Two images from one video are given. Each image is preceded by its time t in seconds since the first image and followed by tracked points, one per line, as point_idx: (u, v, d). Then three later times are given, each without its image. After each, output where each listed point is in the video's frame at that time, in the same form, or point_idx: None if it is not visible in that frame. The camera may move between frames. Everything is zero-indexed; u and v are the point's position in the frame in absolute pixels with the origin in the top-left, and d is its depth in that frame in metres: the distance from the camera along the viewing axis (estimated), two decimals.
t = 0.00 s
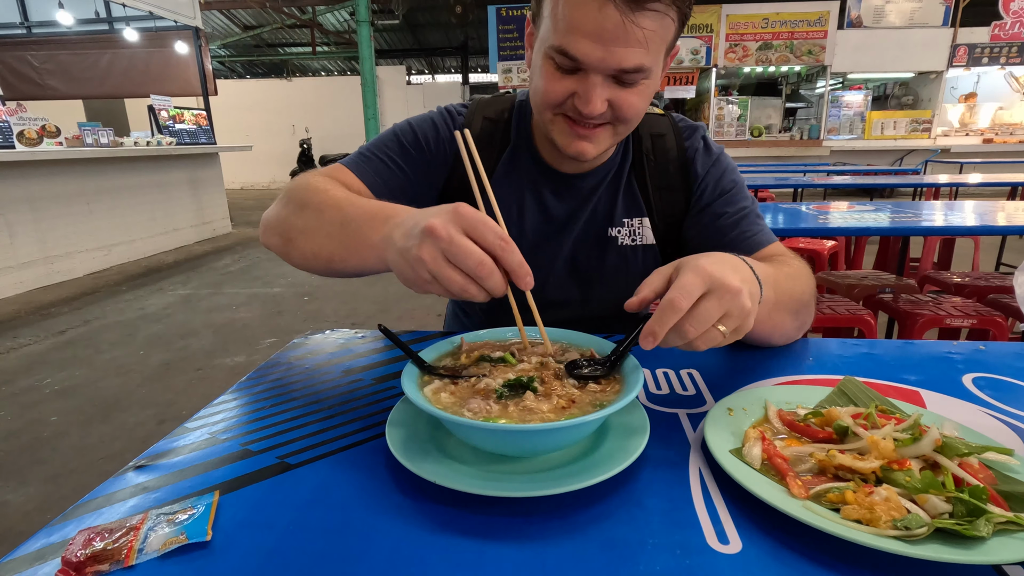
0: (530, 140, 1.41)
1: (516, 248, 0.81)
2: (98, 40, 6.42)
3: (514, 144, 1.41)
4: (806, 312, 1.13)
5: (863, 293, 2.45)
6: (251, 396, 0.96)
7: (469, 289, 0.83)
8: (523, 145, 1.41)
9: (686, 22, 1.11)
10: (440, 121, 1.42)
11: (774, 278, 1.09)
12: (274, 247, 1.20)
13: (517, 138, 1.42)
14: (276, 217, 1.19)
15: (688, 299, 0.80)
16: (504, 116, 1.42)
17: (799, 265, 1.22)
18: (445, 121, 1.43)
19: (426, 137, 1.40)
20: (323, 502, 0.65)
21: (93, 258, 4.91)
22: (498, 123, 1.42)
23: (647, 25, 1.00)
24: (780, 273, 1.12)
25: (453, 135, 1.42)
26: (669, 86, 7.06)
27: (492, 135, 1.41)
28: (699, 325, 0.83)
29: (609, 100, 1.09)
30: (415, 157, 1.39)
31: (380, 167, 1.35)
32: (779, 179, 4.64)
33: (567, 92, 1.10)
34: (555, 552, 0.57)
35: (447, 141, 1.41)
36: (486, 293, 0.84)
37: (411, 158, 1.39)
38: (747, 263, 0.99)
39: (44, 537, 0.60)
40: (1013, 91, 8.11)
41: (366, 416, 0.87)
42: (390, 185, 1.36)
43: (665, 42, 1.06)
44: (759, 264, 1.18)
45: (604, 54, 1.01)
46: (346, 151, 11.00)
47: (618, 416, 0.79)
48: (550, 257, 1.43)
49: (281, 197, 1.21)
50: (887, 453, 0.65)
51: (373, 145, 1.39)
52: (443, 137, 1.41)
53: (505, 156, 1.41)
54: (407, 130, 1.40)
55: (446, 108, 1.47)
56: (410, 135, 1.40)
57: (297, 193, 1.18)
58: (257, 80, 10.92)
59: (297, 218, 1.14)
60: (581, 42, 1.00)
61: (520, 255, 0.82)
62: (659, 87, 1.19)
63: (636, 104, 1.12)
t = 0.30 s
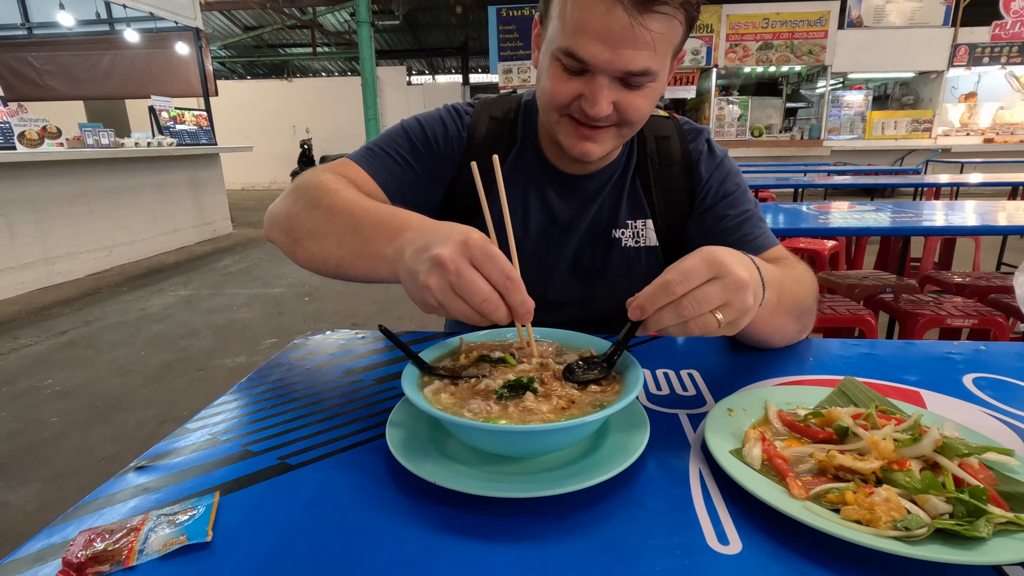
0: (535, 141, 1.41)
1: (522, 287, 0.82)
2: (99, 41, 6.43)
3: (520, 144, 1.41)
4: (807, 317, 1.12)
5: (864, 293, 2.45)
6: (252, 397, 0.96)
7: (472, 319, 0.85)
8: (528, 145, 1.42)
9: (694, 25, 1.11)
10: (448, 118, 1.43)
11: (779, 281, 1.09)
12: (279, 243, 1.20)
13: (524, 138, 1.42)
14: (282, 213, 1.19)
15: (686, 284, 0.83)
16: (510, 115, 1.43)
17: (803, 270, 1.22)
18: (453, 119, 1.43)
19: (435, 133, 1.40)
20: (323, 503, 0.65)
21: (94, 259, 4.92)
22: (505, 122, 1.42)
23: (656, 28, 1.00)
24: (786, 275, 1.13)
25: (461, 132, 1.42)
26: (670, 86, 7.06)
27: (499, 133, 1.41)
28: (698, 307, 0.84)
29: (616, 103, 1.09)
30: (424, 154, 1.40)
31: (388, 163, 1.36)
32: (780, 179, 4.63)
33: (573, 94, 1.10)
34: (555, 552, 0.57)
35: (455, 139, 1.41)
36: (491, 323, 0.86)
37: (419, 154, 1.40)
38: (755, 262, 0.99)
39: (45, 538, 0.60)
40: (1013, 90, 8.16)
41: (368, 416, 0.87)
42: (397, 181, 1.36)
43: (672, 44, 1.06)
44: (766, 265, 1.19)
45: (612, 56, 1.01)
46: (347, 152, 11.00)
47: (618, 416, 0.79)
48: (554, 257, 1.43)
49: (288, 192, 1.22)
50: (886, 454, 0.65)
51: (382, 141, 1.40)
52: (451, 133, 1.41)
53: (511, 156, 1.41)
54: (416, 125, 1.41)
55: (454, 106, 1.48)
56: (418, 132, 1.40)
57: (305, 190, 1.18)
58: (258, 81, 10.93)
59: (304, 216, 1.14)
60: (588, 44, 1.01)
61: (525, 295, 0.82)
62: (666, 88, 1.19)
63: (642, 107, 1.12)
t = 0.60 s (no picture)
0: (537, 141, 1.40)
1: (480, 299, 0.77)
2: (99, 42, 6.43)
3: (522, 144, 1.41)
4: (808, 312, 1.12)
5: (865, 293, 2.44)
6: (252, 399, 0.95)
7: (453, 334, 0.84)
8: (530, 145, 1.41)
9: (696, 24, 1.10)
10: (450, 118, 1.42)
11: (775, 274, 1.09)
12: (282, 249, 1.21)
13: (525, 138, 1.41)
14: (284, 221, 1.19)
15: (685, 254, 0.84)
16: (512, 115, 1.42)
17: (804, 267, 1.22)
18: (455, 119, 1.43)
19: (437, 134, 1.40)
20: (323, 507, 0.65)
21: (95, 260, 4.92)
22: (507, 122, 1.41)
23: (658, 26, 0.99)
24: (781, 269, 1.13)
25: (463, 132, 1.42)
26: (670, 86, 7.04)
27: (501, 133, 1.40)
28: (702, 273, 0.84)
29: (617, 102, 1.09)
30: (426, 155, 1.39)
31: (392, 165, 1.36)
32: (781, 179, 4.62)
33: (574, 93, 1.10)
34: (556, 556, 0.57)
35: (457, 139, 1.41)
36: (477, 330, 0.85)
37: (421, 155, 1.39)
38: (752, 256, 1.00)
39: (43, 542, 0.60)
40: (1013, 89, 8.14)
41: (368, 419, 0.87)
42: (401, 183, 1.36)
43: (674, 44, 1.05)
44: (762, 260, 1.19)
45: (614, 55, 1.01)
46: (347, 152, 11.01)
47: (619, 419, 0.79)
48: (556, 257, 1.42)
49: (288, 202, 1.21)
50: (890, 457, 0.65)
51: (385, 143, 1.39)
52: (453, 133, 1.41)
53: (513, 156, 1.40)
54: (417, 126, 1.40)
55: (456, 106, 1.47)
56: (420, 133, 1.40)
57: (304, 197, 1.18)
58: (258, 82, 10.93)
59: (303, 224, 1.14)
60: (590, 42, 1.00)
61: (487, 304, 0.78)
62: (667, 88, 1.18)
63: (643, 106, 1.11)
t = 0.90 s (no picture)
0: (533, 142, 1.41)
1: (458, 227, 0.78)
2: (99, 43, 6.44)
3: (518, 145, 1.41)
4: (799, 314, 1.11)
5: (865, 293, 2.44)
6: (251, 400, 0.95)
7: (442, 274, 0.84)
8: (526, 146, 1.41)
9: (684, 22, 1.10)
10: (444, 120, 1.43)
11: (763, 277, 1.08)
12: (280, 250, 1.21)
13: (521, 137, 1.42)
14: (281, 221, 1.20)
15: (649, 256, 0.85)
16: (509, 116, 1.43)
17: (797, 267, 1.22)
18: (450, 121, 1.44)
19: (433, 136, 1.41)
20: (320, 509, 0.65)
21: (95, 260, 4.92)
22: (503, 123, 1.42)
23: (642, 24, 0.99)
24: (771, 272, 1.11)
25: (458, 134, 1.44)
26: (670, 86, 7.04)
27: (498, 134, 1.41)
28: (666, 275, 0.84)
29: (606, 101, 1.09)
30: (423, 157, 1.41)
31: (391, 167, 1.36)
32: (780, 178, 4.61)
33: (564, 92, 1.10)
34: (552, 557, 0.57)
35: (452, 140, 1.43)
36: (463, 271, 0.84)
37: (418, 157, 1.40)
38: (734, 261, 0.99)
39: (40, 543, 0.60)
40: (1014, 89, 8.12)
41: (365, 420, 0.87)
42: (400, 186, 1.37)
43: (661, 41, 1.06)
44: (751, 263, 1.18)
45: (599, 53, 1.01)
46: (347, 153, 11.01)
47: (615, 419, 0.79)
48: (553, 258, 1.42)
49: (285, 203, 1.22)
50: (886, 458, 0.64)
51: (383, 151, 1.41)
52: (449, 136, 1.43)
53: (509, 156, 1.40)
54: (413, 129, 1.41)
55: (450, 109, 1.48)
56: (416, 135, 1.41)
57: (298, 195, 1.18)
58: (258, 82, 10.93)
59: (297, 219, 1.14)
60: (576, 41, 1.00)
61: (465, 233, 0.78)
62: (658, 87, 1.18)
63: (633, 104, 1.11)
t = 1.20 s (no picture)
0: (534, 143, 1.40)
1: (477, 218, 0.77)
2: (100, 44, 6.44)
3: (518, 146, 1.41)
4: (803, 318, 1.10)
5: (866, 293, 2.44)
6: (251, 400, 0.95)
7: (455, 267, 0.83)
8: (527, 146, 1.41)
9: (686, 21, 1.10)
10: (445, 119, 1.43)
11: (769, 282, 1.07)
12: (282, 252, 1.21)
13: (521, 138, 1.42)
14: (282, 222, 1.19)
15: (655, 255, 0.85)
16: (508, 116, 1.43)
17: (800, 269, 1.21)
18: (451, 120, 1.43)
19: (434, 136, 1.41)
20: (319, 510, 0.65)
21: (96, 261, 4.92)
22: (502, 124, 1.42)
23: (645, 24, 0.99)
24: (777, 276, 1.11)
25: (459, 134, 1.44)
26: (670, 86, 7.03)
27: (498, 134, 1.41)
28: (670, 277, 0.84)
29: (608, 102, 1.08)
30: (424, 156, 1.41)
31: (392, 166, 1.35)
32: (781, 178, 4.61)
33: (565, 93, 1.10)
34: (552, 556, 0.57)
35: (453, 141, 1.43)
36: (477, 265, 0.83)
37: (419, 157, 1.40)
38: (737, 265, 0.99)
39: (38, 545, 0.60)
40: (1015, 88, 8.11)
41: (365, 421, 0.87)
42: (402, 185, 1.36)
43: (663, 41, 1.05)
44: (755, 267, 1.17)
45: (601, 54, 1.00)
46: (348, 153, 11.02)
47: (615, 419, 0.79)
48: (554, 259, 1.42)
49: (287, 201, 1.21)
50: (888, 458, 0.64)
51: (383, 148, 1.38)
52: (449, 136, 1.42)
53: (510, 157, 1.40)
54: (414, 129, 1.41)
55: (450, 108, 1.48)
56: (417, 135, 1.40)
57: (300, 194, 1.18)
58: (258, 83, 10.94)
59: (299, 219, 1.14)
60: (577, 42, 1.00)
61: (484, 225, 0.78)
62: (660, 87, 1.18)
63: (636, 105, 1.11)
